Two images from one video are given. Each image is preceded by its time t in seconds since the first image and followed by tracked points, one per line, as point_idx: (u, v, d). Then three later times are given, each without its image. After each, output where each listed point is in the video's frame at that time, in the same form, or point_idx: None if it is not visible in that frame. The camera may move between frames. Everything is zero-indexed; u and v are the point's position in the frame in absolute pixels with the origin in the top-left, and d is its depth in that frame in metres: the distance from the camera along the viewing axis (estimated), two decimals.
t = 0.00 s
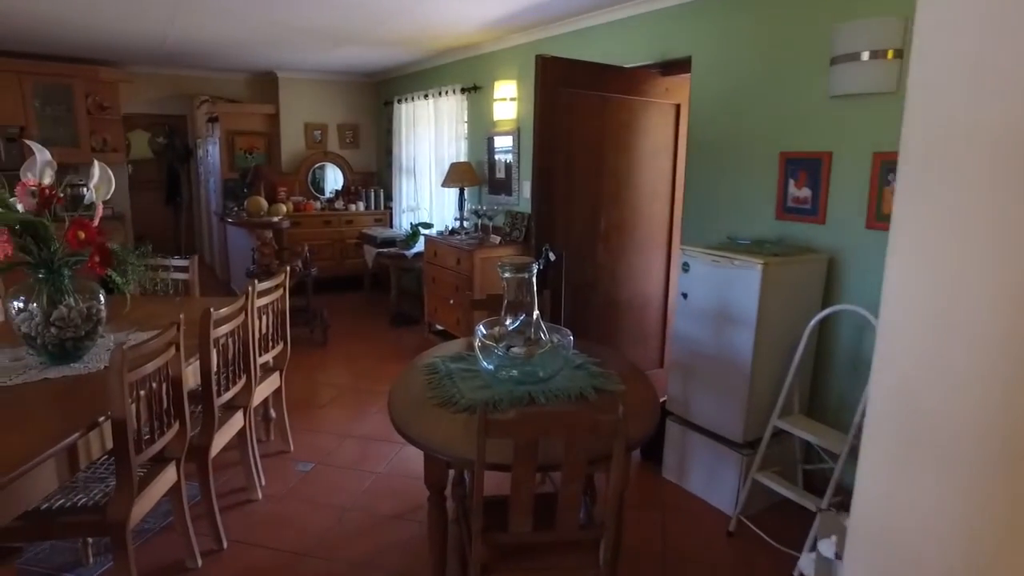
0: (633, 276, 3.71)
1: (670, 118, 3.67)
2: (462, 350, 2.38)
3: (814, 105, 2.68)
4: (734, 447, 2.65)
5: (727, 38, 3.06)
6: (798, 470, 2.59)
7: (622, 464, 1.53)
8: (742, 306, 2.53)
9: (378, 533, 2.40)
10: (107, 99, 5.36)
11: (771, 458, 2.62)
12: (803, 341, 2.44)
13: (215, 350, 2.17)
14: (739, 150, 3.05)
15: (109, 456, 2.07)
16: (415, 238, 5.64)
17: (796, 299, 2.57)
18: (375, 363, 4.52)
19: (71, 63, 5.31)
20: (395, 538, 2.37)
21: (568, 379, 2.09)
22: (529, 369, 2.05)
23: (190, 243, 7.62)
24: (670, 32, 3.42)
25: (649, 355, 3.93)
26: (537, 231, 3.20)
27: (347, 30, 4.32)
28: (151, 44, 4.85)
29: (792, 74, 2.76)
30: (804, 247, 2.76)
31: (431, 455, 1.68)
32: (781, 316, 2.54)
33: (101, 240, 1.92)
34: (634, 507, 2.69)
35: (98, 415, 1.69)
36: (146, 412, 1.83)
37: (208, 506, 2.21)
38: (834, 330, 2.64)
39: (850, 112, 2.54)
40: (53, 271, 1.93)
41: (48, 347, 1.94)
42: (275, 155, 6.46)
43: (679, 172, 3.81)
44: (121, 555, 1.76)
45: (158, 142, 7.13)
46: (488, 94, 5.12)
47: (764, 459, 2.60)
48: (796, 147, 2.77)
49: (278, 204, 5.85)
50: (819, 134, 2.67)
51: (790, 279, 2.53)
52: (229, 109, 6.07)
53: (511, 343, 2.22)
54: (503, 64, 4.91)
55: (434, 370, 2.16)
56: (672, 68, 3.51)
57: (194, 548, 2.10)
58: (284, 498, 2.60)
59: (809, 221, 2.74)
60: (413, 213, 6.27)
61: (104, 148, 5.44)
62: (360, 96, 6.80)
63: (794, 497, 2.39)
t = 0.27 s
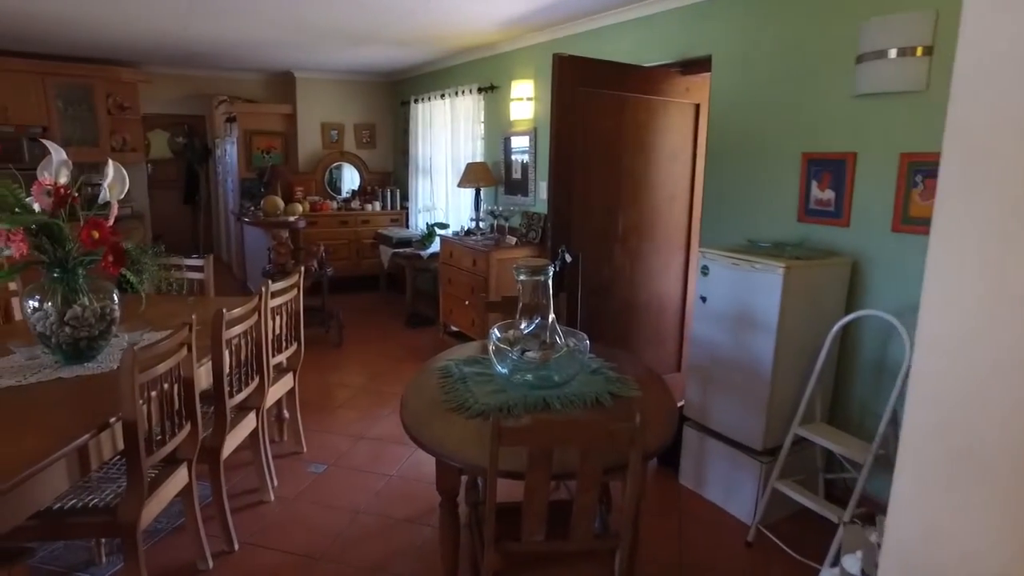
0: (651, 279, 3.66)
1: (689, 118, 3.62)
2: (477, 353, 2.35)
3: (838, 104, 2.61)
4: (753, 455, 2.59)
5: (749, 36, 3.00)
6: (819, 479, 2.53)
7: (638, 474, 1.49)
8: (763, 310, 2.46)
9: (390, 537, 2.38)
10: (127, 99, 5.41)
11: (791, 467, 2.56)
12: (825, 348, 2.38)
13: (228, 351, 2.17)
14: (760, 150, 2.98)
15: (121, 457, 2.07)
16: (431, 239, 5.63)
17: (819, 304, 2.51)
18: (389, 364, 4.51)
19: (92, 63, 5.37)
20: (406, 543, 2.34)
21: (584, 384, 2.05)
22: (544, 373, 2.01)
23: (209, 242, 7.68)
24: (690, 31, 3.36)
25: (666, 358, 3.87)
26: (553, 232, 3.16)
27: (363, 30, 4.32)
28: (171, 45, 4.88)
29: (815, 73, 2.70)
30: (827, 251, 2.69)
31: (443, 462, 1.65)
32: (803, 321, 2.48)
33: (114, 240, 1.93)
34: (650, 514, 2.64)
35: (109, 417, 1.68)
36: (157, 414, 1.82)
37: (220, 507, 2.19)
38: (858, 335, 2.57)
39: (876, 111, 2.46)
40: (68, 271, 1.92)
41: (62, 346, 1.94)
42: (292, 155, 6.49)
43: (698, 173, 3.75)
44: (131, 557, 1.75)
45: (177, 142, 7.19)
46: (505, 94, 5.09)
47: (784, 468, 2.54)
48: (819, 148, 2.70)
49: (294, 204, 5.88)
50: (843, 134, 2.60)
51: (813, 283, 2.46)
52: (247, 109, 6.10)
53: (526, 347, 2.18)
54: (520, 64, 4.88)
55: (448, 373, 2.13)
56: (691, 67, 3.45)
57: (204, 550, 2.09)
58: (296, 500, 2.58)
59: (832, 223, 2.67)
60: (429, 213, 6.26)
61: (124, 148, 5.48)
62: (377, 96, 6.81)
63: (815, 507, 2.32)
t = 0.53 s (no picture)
0: (667, 282, 3.60)
1: (707, 118, 3.55)
2: (489, 357, 2.32)
3: (861, 103, 2.54)
4: (771, 463, 2.52)
5: (769, 35, 2.93)
6: (839, 489, 2.46)
7: (651, 485, 1.44)
8: (781, 315, 2.40)
9: (400, 542, 2.35)
10: (144, 100, 5.45)
11: (810, 476, 2.49)
12: (847, 354, 2.31)
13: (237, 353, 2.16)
14: (780, 151, 2.91)
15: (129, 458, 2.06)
16: (445, 239, 5.61)
17: (840, 309, 2.44)
18: (402, 365, 4.49)
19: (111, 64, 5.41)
20: (416, 549, 2.31)
21: (597, 390, 2.01)
22: (556, 378, 1.97)
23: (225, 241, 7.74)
24: (708, 29, 3.30)
25: (682, 363, 3.81)
26: (568, 234, 3.12)
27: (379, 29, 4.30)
28: (188, 46, 4.91)
29: (837, 71, 2.63)
30: (848, 254, 2.62)
31: (451, 470, 1.62)
32: (823, 326, 2.41)
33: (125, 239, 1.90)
34: (664, 522, 2.59)
35: (115, 419, 1.67)
36: (165, 416, 1.81)
37: (228, 510, 2.18)
38: (880, 342, 2.50)
39: (900, 111, 2.39)
40: (78, 271, 1.92)
41: (73, 347, 1.93)
42: (307, 155, 6.51)
43: (716, 174, 3.68)
44: (137, 560, 1.74)
45: (195, 142, 7.27)
46: (520, 93, 5.05)
47: (803, 477, 2.47)
48: (841, 149, 2.63)
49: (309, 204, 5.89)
50: (867, 135, 2.53)
51: (833, 288, 2.39)
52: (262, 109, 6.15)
53: (539, 352, 2.14)
54: (535, 64, 4.84)
55: (458, 378, 2.10)
56: (709, 66, 3.39)
57: (212, 553, 2.07)
58: (305, 503, 2.57)
59: (854, 226, 2.60)
60: (444, 214, 6.24)
61: (141, 147, 5.52)
62: (392, 95, 6.81)
63: (835, 519, 2.25)
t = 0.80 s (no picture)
0: (684, 285, 3.54)
1: (725, 119, 3.48)
2: (501, 362, 2.28)
3: (885, 103, 2.46)
4: (790, 472, 2.46)
5: (789, 33, 2.87)
6: (861, 500, 2.38)
7: (666, 499, 1.39)
8: (802, 321, 2.33)
9: (409, 548, 2.32)
10: (162, 100, 5.48)
11: (831, 487, 2.41)
12: (870, 363, 2.24)
13: (247, 355, 2.14)
14: (800, 152, 2.85)
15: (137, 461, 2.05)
16: (460, 240, 5.58)
17: (863, 315, 2.37)
18: (415, 366, 4.47)
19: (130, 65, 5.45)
20: (426, 555, 2.28)
21: (612, 397, 1.96)
22: (569, 385, 1.93)
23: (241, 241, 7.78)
24: (726, 27, 3.24)
25: (699, 368, 3.74)
26: (583, 237, 3.06)
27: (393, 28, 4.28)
28: (205, 47, 4.93)
29: (860, 70, 2.55)
30: (871, 258, 2.55)
31: (461, 480, 1.58)
32: (846, 333, 2.34)
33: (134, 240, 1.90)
34: (679, 532, 2.53)
35: (122, 422, 1.65)
36: (172, 419, 1.79)
37: (237, 513, 2.16)
38: (904, 349, 2.42)
39: (926, 111, 2.32)
40: (88, 272, 1.90)
41: (83, 349, 1.92)
42: (323, 156, 6.52)
43: (734, 175, 3.61)
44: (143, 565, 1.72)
45: (212, 143, 7.29)
46: (535, 93, 5.01)
47: (824, 488, 2.40)
48: (864, 150, 2.56)
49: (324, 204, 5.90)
50: (891, 135, 2.45)
51: (856, 293, 2.32)
52: (280, 109, 6.16)
53: (551, 358, 2.10)
54: (551, 63, 4.79)
55: (470, 383, 2.06)
56: (728, 65, 3.32)
57: (220, 557, 2.06)
58: (315, 507, 2.55)
59: (877, 229, 2.52)
60: (458, 214, 6.22)
61: (159, 148, 5.55)
62: (408, 96, 6.80)
63: (857, 532, 2.18)
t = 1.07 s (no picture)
0: (707, 291, 3.46)
1: (752, 120, 3.40)
2: (518, 368, 2.24)
3: (920, 105, 2.37)
4: (815, 487, 2.37)
5: (819, 32, 2.78)
6: (890, 518, 2.29)
7: (684, 517, 1.34)
8: (829, 331, 2.25)
9: (423, 555, 2.30)
10: (189, 101, 5.54)
11: (859, 503, 2.33)
12: (901, 375, 2.15)
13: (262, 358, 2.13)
14: (829, 156, 2.76)
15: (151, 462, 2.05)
16: (481, 242, 5.56)
17: (894, 325, 2.28)
18: (434, 369, 4.46)
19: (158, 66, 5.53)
20: (439, 563, 2.25)
21: (630, 408, 1.91)
22: (587, 394, 1.88)
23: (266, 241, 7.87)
24: (754, 26, 3.16)
25: (722, 375, 3.66)
26: (604, 240, 3.01)
27: (415, 29, 4.26)
28: (230, 48, 4.98)
29: (893, 71, 2.46)
30: (903, 265, 2.45)
31: (472, 492, 1.55)
32: (877, 343, 2.25)
33: (151, 242, 1.88)
34: (698, 545, 2.47)
35: (135, 424, 1.65)
36: (186, 422, 1.79)
37: (251, 517, 2.16)
38: (937, 361, 2.32)
39: (964, 113, 2.22)
40: (106, 273, 1.90)
41: (100, 350, 1.93)
42: (346, 156, 6.56)
43: (761, 178, 3.53)
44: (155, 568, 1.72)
45: (238, 143, 7.39)
46: (558, 94, 4.96)
47: (851, 504, 2.32)
48: (897, 153, 2.46)
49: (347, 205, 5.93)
50: (926, 138, 2.36)
51: (887, 302, 2.23)
52: (302, 109, 6.29)
53: (568, 366, 2.05)
54: (574, 64, 4.74)
55: (485, 391, 2.03)
56: (756, 65, 3.24)
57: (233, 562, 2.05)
58: (329, 511, 2.55)
59: (910, 235, 2.42)
60: (480, 216, 6.19)
61: (184, 148, 5.62)
62: (431, 96, 6.80)
63: (886, 551, 2.09)
